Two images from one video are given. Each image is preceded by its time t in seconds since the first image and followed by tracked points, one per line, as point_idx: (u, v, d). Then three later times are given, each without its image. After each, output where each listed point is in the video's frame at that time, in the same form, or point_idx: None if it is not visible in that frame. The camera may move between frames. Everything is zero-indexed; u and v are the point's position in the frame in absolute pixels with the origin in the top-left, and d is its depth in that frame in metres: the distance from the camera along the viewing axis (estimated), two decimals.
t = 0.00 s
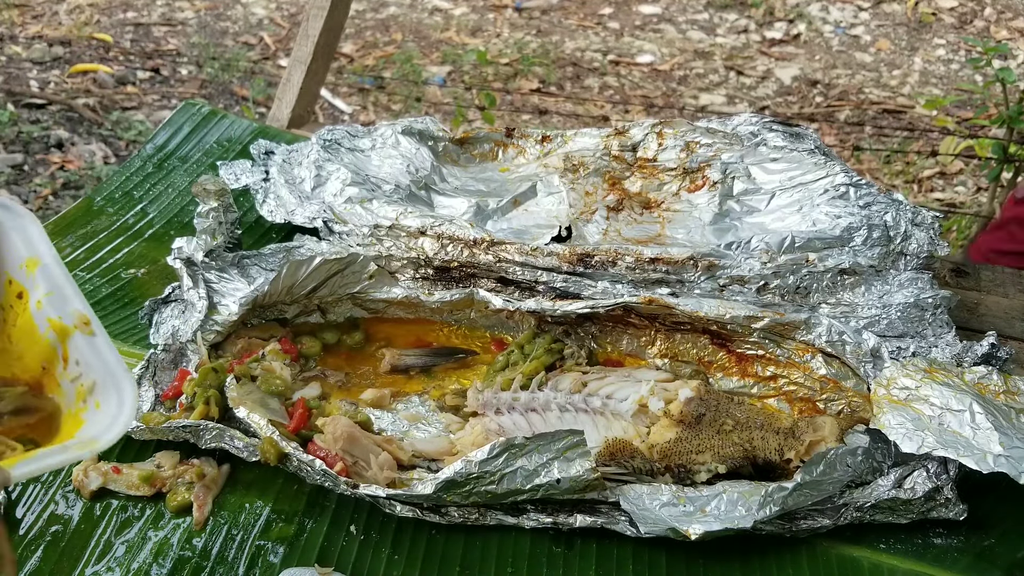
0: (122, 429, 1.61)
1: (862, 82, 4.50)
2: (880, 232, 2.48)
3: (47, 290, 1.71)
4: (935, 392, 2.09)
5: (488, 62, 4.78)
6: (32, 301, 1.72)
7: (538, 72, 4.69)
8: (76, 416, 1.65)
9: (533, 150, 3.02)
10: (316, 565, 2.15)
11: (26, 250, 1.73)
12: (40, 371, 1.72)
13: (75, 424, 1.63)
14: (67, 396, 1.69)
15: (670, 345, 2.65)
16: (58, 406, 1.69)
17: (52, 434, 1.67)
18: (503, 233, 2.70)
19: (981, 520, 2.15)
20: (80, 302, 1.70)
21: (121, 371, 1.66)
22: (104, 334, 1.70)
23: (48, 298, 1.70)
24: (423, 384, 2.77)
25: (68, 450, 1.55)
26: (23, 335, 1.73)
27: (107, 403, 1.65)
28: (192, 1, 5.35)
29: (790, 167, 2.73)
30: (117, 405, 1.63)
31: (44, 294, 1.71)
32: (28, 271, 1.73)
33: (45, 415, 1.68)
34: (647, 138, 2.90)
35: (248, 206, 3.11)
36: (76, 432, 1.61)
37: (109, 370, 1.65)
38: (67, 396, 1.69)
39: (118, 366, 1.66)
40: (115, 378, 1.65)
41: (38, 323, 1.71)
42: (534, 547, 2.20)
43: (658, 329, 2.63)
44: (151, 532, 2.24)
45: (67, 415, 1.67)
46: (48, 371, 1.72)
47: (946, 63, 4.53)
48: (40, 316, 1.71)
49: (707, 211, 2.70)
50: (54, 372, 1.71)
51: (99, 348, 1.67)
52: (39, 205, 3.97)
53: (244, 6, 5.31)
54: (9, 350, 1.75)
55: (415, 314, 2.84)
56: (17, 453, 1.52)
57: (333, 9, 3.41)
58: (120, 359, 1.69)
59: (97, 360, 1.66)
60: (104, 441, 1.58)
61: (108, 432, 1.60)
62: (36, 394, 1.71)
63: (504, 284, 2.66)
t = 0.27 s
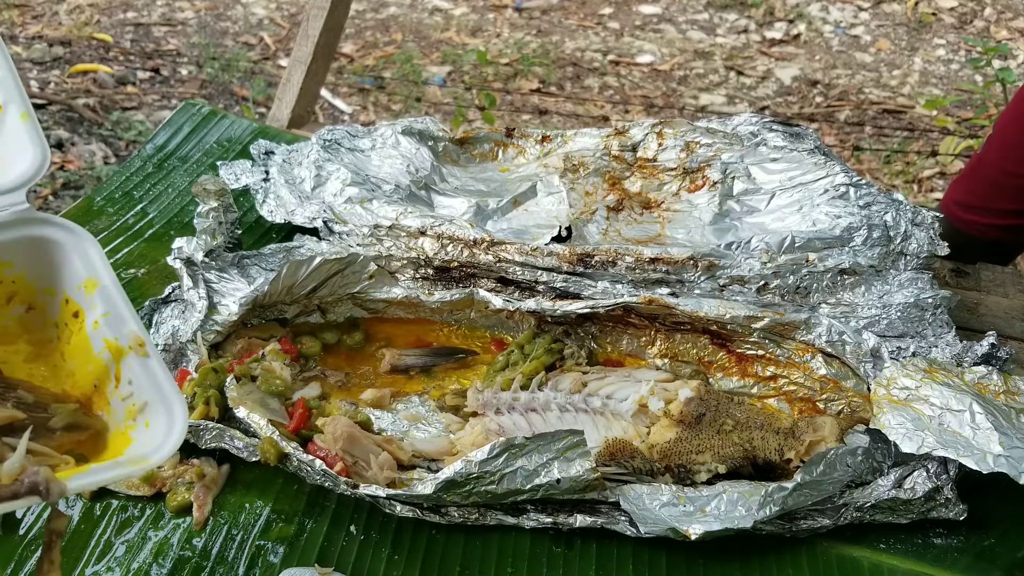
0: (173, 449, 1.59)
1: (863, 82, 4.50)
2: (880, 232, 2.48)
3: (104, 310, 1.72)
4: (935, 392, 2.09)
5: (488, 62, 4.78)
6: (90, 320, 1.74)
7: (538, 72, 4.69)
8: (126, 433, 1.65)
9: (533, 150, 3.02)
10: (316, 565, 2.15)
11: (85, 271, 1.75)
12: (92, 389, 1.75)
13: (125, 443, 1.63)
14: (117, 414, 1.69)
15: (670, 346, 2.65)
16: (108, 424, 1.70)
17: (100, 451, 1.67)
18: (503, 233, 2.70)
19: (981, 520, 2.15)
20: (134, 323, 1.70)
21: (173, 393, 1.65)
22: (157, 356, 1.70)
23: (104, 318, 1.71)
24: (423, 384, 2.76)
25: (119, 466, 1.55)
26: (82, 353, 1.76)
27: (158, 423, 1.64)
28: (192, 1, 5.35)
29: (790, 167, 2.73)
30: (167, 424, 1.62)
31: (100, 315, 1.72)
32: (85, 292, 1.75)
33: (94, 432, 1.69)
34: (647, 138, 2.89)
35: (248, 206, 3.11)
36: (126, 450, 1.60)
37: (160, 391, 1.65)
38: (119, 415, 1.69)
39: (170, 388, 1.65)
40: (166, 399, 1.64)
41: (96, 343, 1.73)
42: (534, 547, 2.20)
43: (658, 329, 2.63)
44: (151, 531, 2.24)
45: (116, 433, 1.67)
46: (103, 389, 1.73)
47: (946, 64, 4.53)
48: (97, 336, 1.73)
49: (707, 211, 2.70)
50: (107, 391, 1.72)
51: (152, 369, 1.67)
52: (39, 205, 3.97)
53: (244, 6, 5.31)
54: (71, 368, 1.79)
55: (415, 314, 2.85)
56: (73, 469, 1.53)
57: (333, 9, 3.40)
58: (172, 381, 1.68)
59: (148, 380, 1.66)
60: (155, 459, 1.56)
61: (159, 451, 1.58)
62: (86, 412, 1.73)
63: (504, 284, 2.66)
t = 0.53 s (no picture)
0: (213, 475, 1.54)
1: (863, 82, 4.50)
2: (880, 232, 2.48)
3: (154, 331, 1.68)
4: (935, 392, 2.09)
5: (488, 62, 4.78)
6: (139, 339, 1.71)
7: (538, 72, 4.69)
8: (168, 456, 1.60)
9: (533, 150, 3.02)
10: (316, 565, 2.15)
11: (137, 290, 1.71)
12: (136, 408, 1.70)
13: (166, 465, 1.58)
14: (159, 435, 1.64)
15: (670, 345, 2.65)
16: (150, 445, 1.65)
17: (140, 471, 1.62)
18: (503, 233, 2.70)
19: (981, 520, 2.15)
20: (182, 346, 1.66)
21: (216, 417, 1.59)
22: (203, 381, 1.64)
23: (154, 339, 1.67)
24: (423, 384, 2.76)
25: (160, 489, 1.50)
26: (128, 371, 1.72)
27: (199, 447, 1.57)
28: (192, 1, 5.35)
29: (790, 167, 2.73)
30: (207, 450, 1.55)
31: (149, 335, 1.69)
32: (137, 312, 1.71)
33: (135, 452, 1.65)
34: (647, 138, 2.89)
35: (248, 206, 3.11)
36: (167, 472, 1.55)
37: (204, 415, 1.59)
38: (162, 436, 1.64)
39: (214, 412, 1.60)
40: (209, 424, 1.58)
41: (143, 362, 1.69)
42: (534, 547, 2.20)
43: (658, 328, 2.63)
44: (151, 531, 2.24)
45: (158, 454, 1.62)
46: (146, 409, 1.68)
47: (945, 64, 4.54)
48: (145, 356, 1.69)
49: (706, 211, 2.70)
50: (150, 411, 1.67)
51: (196, 393, 1.61)
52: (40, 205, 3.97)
53: (244, 6, 5.31)
54: (115, 387, 1.75)
55: (415, 314, 2.85)
56: (115, 489, 1.50)
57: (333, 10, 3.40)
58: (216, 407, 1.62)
59: (192, 403, 1.60)
60: (196, 484, 1.51)
61: (199, 475, 1.52)
62: (129, 431, 1.69)
63: (504, 284, 2.66)
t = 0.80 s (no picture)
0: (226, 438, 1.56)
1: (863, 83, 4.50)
2: (880, 232, 2.48)
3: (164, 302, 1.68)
4: (935, 392, 2.09)
5: (488, 62, 4.78)
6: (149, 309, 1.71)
7: (538, 72, 4.69)
8: (178, 421, 1.61)
9: (533, 150, 3.02)
10: (316, 565, 2.15)
11: (149, 261, 1.72)
12: (147, 375, 1.70)
13: (178, 429, 1.59)
14: (170, 401, 1.65)
15: (670, 345, 2.65)
16: (160, 412, 1.66)
17: (152, 437, 1.63)
18: (503, 233, 2.69)
19: (980, 520, 2.15)
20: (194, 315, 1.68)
21: (229, 384, 1.62)
22: (214, 348, 1.67)
23: (165, 308, 1.68)
24: (423, 384, 2.76)
25: (175, 451, 1.52)
26: (138, 342, 1.72)
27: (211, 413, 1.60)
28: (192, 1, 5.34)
29: (790, 167, 2.73)
30: (222, 416, 1.59)
31: (161, 304, 1.69)
32: (148, 282, 1.71)
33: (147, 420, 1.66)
34: (647, 138, 2.90)
35: (248, 206, 3.11)
36: (179, 435, 1.56)
37: (217, 381, 1.62)
38: (172, 402, 1.65)
39: (226, 377, 1.63)
40: (223, 389, 1.61)
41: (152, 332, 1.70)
42: (534, 547, 2.20)
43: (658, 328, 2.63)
44: (151, 531, 2.24)
45: (169, 420, 1.63)
46: (155, 376, 1.69)
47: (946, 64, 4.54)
48: (155, 326, 1.69)
49: (706, 211, 2.70)
50: (161, 377, 1.68)
51: (209, 361, 1.64)
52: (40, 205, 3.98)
53: (244, 6, 5.31)
54: (122, 355, 1.74)
55: (415, 314, 2.85)
56: (130, 452, 1.51)
57: (333, 9, 3.39)
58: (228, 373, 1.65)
59: (205, 369, 1.63)
60: (209, 447, 1.53)
61: (212, 439, 1.55)
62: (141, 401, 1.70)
63: (504, 284, 2.66)
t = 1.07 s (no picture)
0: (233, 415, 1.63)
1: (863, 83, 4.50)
2: (880, 232, 2.48)
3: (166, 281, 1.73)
4: (935, 392, 2.09)
5: (488, 62, 4.78)
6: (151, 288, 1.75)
7: (538, 72, 4.69)
8: (184, 398, 1.67)
9: (533, 150, 3.02)
10: (316, 565, 2.15)
11: (148, 240, 1.75)
12: (149, 352, 1.75)
13: (183, 407, 1.65)
14: (174, 378, 1.70)
15: (670, 345, 2.65)
16: (164, 390, 1.71)
17: (157, 415, 1.68)
18: (503, 233, 2.69)
19: (981, 520, 2.15)
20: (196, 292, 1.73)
21: (233, 361, 1.68)
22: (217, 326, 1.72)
23: (168, 286, 1.73)
24: (423, 384, 2.76)
25: (185, 428, 1.58)
26: (139, 318, 1.77)
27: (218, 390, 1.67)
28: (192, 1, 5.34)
29: (790, 167, 2.73)
30: (229, 392, 1.65)
31: (162, 283, 1.74)
32: (148, 260, 1.75)
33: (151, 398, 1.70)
34: (647, 138, 2.89)
35: (248, 206, 3.11)
36: (187, 413, 1.63)
37: (221, 358, 1.68)
38: (176, 379, 1.70)
39: (231, 356, 1.69)
40: (228, 367, 1.67)
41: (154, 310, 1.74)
42: (534, 547, 2.20)
43: (658, 328, 2.63)
44: (151, 532, 2.24)
45: (174, 398, 1.69)
46: (158, 353, 1.73)
47: (945, 64, 4.54)
48: (157, 304, 1.74)
49: (706, 211, 2.70)
50: (164, 355, 1.72)
51: (213, 338, 1.69)
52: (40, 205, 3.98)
53: (244, 6, 5.31)
54: (123, 332, 1.78)
55: (415, 314, 2.85)
56: (141, 430, 1.58)
57: (333, 9, 3.38)
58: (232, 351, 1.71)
59: (209, 348, 1.68)
60: (218, 423, 1.60)
61: (220, 416, 1.62)
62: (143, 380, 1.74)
63: (504, 284, 2.66)
